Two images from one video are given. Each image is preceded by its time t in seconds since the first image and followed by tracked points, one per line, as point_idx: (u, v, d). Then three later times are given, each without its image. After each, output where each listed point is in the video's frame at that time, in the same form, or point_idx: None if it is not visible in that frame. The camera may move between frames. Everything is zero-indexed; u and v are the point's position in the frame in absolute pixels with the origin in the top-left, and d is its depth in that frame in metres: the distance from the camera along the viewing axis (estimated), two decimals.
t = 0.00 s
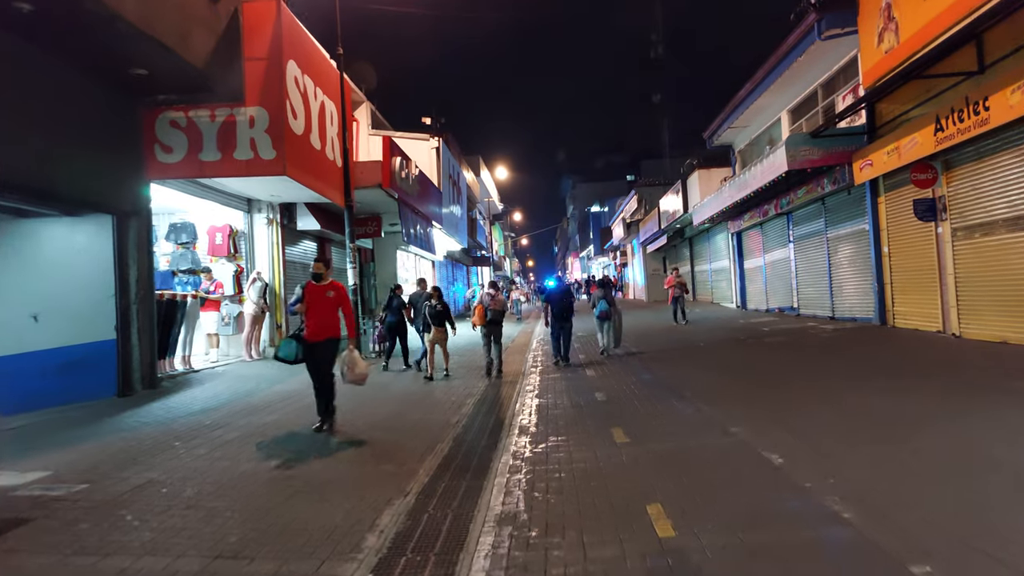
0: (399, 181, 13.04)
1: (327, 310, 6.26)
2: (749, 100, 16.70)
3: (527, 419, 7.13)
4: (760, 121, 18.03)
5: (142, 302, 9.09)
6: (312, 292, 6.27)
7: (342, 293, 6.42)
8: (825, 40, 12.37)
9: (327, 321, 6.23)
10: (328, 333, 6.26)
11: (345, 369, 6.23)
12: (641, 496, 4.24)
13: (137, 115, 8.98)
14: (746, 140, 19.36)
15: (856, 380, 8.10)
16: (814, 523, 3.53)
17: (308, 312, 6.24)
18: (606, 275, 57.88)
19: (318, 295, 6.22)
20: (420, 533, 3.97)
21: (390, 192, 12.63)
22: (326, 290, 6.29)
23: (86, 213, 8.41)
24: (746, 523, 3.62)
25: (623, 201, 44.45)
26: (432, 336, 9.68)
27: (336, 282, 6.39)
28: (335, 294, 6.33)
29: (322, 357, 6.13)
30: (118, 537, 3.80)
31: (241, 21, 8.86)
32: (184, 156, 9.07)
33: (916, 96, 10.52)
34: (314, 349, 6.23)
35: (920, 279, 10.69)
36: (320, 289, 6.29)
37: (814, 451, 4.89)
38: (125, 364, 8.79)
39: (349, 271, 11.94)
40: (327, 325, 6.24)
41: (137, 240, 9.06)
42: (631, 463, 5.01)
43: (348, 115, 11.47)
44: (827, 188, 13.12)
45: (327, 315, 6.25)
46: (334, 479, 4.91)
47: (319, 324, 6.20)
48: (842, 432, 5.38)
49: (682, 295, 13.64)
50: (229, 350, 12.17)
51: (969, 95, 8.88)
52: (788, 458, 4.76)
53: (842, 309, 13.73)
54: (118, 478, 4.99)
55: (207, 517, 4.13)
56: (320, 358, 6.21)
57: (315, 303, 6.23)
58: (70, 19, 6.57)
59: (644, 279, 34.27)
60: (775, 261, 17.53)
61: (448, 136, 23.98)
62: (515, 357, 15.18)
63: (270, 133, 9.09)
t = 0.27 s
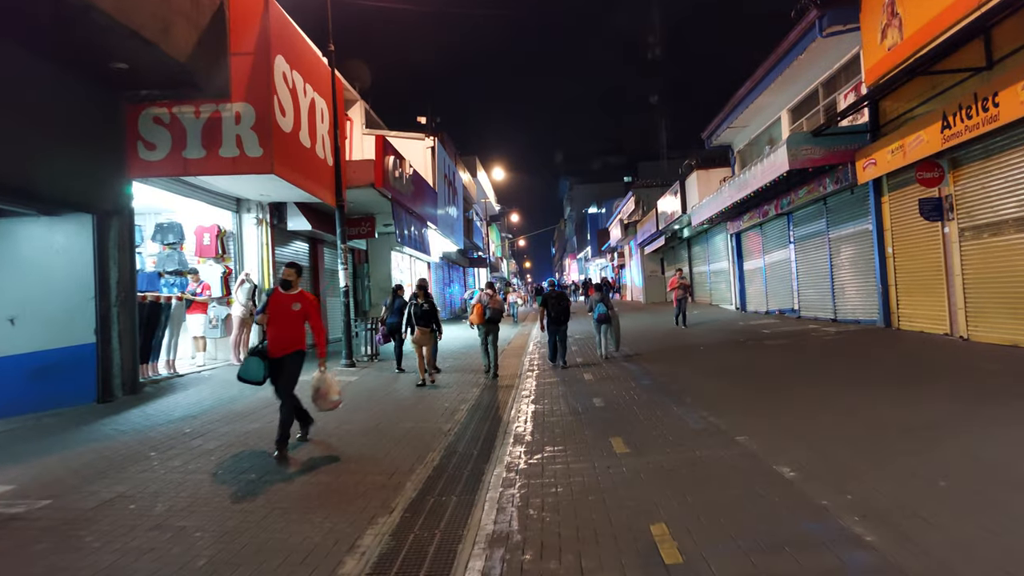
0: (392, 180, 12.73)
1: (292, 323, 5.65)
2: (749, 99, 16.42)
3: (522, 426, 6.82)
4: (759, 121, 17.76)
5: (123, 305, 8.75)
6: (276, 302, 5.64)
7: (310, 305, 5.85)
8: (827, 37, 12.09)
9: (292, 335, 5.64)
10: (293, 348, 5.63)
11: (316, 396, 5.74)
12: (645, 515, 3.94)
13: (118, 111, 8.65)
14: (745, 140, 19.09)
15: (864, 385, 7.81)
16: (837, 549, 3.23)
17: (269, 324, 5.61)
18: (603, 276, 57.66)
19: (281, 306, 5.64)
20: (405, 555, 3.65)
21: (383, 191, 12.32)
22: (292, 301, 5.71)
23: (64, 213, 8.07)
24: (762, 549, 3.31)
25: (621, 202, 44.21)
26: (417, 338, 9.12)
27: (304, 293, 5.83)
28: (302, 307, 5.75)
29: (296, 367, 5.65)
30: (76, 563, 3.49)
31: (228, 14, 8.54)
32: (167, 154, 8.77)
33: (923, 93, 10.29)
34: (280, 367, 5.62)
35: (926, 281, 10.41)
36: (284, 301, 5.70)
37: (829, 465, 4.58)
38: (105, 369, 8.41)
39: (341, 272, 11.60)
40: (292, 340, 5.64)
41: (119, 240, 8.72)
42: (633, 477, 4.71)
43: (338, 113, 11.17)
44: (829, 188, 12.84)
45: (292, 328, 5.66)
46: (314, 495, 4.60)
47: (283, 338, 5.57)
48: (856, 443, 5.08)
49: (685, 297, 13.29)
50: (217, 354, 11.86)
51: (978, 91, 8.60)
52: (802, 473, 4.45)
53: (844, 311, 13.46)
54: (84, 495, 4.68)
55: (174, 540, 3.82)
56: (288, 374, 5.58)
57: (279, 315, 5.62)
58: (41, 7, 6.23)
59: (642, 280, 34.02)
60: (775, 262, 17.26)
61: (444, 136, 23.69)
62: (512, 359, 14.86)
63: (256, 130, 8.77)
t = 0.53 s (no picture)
0: (387, 179, 12.42)
1: (252, 319, 5.04)
2: (751, 97, 16.15)
3: (520, 435, 6.51)
4: (762, 119, 17.48)
5: (106, 307, 8.45)
6: (236, 295, 5.10)
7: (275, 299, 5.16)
8: (833, 32, 11.81)
9: (252, 332, 5.05)
10: (252, 349, 5.04)
11: (274, 401, 4.94)
12: (653, 536, 3.65)
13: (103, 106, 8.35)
14: (747, 140, 18.81)
15: (876, 392, 7.51)
16: None
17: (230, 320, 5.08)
18: (602, 278, 57.41)
19: (240, 301, 5.06)
20: None
21: (378, 190, 12.02)
22: (252, 294, 5.10)
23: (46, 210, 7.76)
24: None
25: (620, 204, 43.95)
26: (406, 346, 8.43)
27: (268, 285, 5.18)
28: (264, 301, 5.09)
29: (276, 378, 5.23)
30: None
31: (214, 6, 8.25)
32: (153, 150, 8.47)
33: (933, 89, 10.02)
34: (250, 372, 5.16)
35: (936, 283, 10.14)
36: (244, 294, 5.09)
37: (849, 482, 4.28)
38: (88, 373, 8.14)
39: (334, 274, 11.24)
40: (250, 338, 5.04)
41: (102, 240, 8.42)
42: (638, 492, 4.42)
43: (332, 110, 10.88)
44: (835, 188, 12.56)
45: (252, 325, 5.04)
46: (298, 512, 4.31)
47: (240, 336, 5.01)
48: (875, 457, 4.78)
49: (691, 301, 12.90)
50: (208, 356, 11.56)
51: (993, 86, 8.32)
52: (821, 492, 4.14)
53: (849, 313, 13.18)
54: (52, 510, 4.38)
55: (143, 563, 3.53)
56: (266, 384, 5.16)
57: (238, 310, 5.03)
58: None
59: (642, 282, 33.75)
60: (777, 263, 16.98)
61: (442, 135, 23.40)
62: (509, 361, 14.59)
63: (244, 126, 8.48)
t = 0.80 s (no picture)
0: (380, 178, 12.11)
1: (194, 333, 4.45)
2: (751, 94, 15.90)
3: (515, 443, 6.21)
4: (762, 117, 17.21)
5: (85, 311, 8.13)
6: (176, 307, 4.49)
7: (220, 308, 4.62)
8: (836, 27, 11.53)
9: (197, 349, 4.44)
10: (197, 367, 4.43)
11: (215, 421, 4.51)
12: (659, 557, 3.38)
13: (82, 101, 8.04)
14: (746, 138, 18.54)
15: (885, 395, 7.23)
16: None
17: (168, 337, 4.47)
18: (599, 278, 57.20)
19: (181, 314, 4.46)
20: None
21: (370, 189, 11.70)
22: (194, 305, 4.50)
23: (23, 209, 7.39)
24: None
25: (618, 204, 43.74)
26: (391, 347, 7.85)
27: (211, 293, 4.60)
28: (209, 311, 4.53)
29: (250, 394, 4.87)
30: None
31: None
32: (134, 146, 8.16)
33: (939, 84, 9.77)
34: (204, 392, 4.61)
35: (943, 283, 9.88)
36: (185, 306, 4.50)
37: (867, 499, 3.99)
38: (67, 377, 7.82)
39: (325, 274, 10.89)
40: (195, 355, 4.43)
41: (81, 239, 8.10)
42: (641, 507, 4.14)
43: (322, 106, 10.58)
44: (838, 186, 12.29)
45: (195, 340, 4.45)
46: (276, 531, 4.01)
47: (181, 354, 4.41)
48: (891, 468, 4.51)
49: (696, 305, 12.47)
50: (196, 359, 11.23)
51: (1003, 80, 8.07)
52: (838, 508, 3.87)
53: (852, 314, 12.93)
54: (12, 528, 4.08)
55: None
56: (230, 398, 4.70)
57: (177, 324, 4.45)
58: None
59: (639, 282, 33.53)
60: (778, 263, 16.72)
61: (436, 134, 23.12)
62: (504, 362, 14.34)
63: (229, 122, 8.16)
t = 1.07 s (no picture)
0: (374, 176, 11.83)
1: (121, 334, 3.82)
2: (753, 92, 15.62)
3: (509, 453, 5.91)
4: (764, 116, 16.94)
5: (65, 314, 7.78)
6: (99, 305, 3.84)
7: (154, 305, 4.00)
8: (842, 22, 11.25)
9: (123, 354, 3.81)
10: (124, 374, 3.79)
11: (149, 436, 3.84)
12: None
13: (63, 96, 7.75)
14: (748, 137, 18.27)
15: (896, 402, 6.96)
16: None
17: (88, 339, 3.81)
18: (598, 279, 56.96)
19: (104, 313, 3.82)
20: None
21: (364, 188, 11.41)
22: (121, 304, 3.87)
23: None
24: None
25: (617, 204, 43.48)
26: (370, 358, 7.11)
27: (142, 290, 3.97)
28: (139, 309, 3.90)
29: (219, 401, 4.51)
30: None
31: None
32: (116, 142, 7.82)
33: (950, 80, 9.50)
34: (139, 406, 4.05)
35: (953, 285, 9.59)
36: (110, 304, 3.85)
37: (887, 521, 3.71)
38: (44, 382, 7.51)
39: (315, 275, 10.56)
40: (121, 360, 3.80)
41: (61, 239, 7.75)
42: (644, 527, 3.85)
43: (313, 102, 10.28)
44: (843, 185, 12.02)
45: (121, 341, 3.82)
46: (250, 552, 3.73)
47: (103, 358, 3.77)
48: (909, 485, 4.24)
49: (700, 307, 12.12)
50: (184, 362, 10.85)
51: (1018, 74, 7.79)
52: (856, 532, 3.59)
53: (856, 317, 12.66)
54: None
55: None
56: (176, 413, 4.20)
57: (101, 322, 3.81)
58: None
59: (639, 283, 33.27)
60: (780, 264, 16.45)
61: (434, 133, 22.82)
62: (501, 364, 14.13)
63: (214, 116, 7.82)
